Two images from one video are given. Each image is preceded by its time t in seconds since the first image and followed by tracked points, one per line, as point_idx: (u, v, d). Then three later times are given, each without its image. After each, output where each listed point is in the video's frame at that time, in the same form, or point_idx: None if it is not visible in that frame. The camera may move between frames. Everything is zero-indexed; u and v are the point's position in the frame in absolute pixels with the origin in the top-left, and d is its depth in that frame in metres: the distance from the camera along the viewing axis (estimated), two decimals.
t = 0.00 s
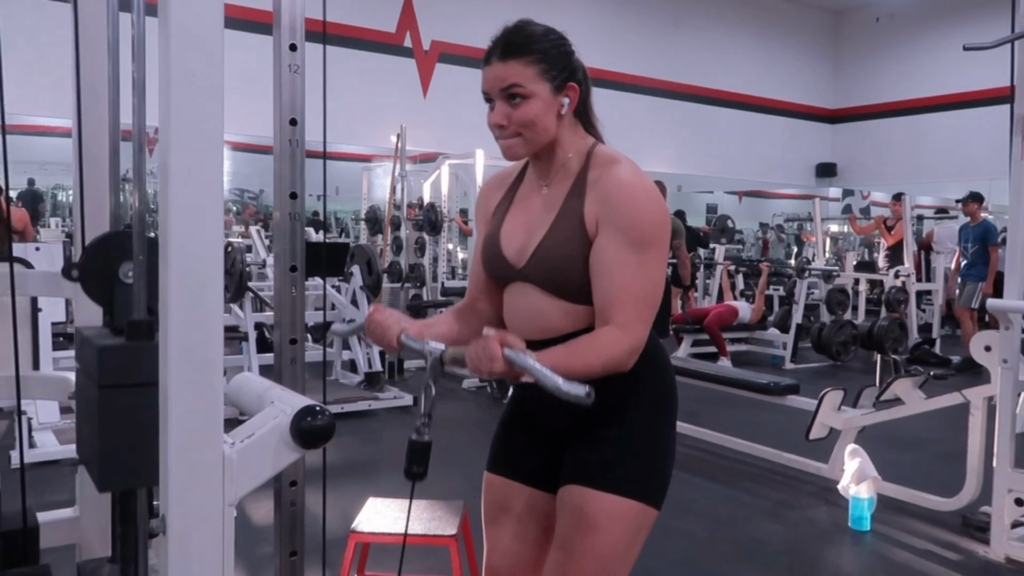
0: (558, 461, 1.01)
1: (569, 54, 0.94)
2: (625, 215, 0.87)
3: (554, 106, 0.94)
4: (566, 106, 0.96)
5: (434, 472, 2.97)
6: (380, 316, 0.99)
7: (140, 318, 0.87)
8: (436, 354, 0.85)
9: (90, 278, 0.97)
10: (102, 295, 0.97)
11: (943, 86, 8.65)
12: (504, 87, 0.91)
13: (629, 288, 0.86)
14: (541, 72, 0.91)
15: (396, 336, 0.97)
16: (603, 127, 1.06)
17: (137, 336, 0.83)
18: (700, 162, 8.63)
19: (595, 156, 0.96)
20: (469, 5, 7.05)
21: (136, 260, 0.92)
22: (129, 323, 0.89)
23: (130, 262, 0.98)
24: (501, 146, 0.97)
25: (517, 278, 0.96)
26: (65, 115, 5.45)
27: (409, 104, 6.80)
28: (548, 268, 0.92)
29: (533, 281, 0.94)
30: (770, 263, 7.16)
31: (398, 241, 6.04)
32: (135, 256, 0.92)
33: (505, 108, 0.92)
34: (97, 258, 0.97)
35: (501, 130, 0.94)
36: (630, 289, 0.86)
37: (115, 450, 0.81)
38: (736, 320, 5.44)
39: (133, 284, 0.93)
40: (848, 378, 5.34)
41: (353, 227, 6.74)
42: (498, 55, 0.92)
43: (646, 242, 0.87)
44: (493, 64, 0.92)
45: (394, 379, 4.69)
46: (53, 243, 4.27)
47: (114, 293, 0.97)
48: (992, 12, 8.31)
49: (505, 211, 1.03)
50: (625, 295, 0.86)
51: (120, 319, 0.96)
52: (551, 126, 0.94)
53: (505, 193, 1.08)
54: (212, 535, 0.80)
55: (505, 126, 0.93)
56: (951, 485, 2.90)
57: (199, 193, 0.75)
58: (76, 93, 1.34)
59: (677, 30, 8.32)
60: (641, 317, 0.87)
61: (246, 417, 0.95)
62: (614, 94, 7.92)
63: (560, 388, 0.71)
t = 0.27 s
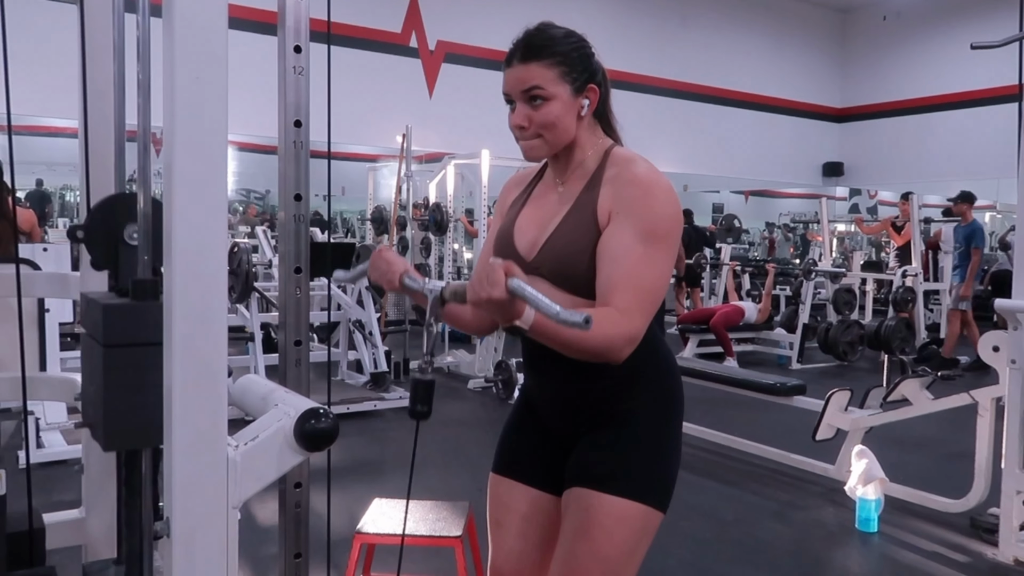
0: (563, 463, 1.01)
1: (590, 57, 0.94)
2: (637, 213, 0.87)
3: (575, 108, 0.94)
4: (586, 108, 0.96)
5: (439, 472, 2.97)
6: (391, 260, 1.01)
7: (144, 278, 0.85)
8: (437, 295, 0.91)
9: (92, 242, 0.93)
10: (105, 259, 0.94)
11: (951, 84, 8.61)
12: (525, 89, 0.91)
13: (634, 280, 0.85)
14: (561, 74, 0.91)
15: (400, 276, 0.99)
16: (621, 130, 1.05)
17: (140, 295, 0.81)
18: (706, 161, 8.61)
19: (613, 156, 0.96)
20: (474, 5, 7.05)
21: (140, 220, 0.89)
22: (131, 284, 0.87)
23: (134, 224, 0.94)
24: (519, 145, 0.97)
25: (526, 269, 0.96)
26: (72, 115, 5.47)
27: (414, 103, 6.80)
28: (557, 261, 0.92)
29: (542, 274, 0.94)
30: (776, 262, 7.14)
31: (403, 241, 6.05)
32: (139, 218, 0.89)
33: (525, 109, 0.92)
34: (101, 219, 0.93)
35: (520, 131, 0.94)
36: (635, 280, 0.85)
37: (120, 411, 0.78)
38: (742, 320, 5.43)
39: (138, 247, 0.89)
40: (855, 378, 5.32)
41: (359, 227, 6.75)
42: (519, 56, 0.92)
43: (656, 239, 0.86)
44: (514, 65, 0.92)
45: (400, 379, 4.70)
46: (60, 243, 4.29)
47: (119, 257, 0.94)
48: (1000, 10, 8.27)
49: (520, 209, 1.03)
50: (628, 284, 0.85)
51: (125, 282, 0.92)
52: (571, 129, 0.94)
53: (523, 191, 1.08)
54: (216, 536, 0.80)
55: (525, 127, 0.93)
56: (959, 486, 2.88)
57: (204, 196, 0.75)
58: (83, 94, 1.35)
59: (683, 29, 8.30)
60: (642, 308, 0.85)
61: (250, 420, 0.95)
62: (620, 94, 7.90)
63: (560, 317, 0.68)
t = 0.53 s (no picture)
0: (564, 464, 1.01)
1: (599, 57, 0.94)
2: (643, 208, 0.87)
3: (584, 108, 0.94)
4: (595, 108, 0.96)
5: (440, 473, 2.97)
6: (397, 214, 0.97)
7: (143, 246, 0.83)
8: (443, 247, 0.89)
9: (92, 208, 0.94)
10: (106, 228, 0.95)
11: (952, 86, 8.60)
12: (535, 89, 0.91)
13: (638, 267, 0.84)
14: (571, 75, 0.91)
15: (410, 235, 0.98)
16: (627, 130, 1.05)
17: (139, 264, 0.79)
18: (707, 162, 8.61)
19: (621, 154, 0.96)
20: (475, 6, 7.06)
21: (141, 188, 0.85)
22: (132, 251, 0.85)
23: (134, 194, 0.96)
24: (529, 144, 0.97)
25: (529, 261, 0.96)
26: (73, 116, 5.48)
27: (415, 104, 6.81)
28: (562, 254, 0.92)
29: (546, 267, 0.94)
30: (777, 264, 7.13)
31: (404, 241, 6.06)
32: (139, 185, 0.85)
33: (535, 109, 0.92)
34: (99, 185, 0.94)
35: (530, 131, 0.94)
36: (639, 269, 0.84)
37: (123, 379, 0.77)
38: (743, 321, 5.43)
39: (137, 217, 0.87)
40: (855, 379, 5.32)
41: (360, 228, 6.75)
42: (528, 57, 0.92)
43: (661, 232, 0.86)
44: (523, 66, 0.92)
45: (401, 380, 4.70)
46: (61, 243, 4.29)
47: (119, 226, 0.95)
48: (1002, 11, 8.26)
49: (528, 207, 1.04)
50: (631, 272, 0.84)
51: (124, 250, 0.93)
52: (580, 128, 0.94)
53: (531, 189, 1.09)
54: (216, 536, 0.80)
55: (534, 128, 0.93)
56: (959, 487, 2.88)
57: (203, 194, 0.75)
58: (83, 93, 1.34)
59: (684, 30, 8.31)
60: (645, 296, 0.84)
61: (250, 420, 0.95)
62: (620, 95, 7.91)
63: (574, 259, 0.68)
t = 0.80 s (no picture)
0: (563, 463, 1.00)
1: (606, 55, 0.94)
2: (647, 201, 0.87)
3: (590, 106, 0.94)
4: (601, 107, 0.95)
5: (441, 472, 2.97)
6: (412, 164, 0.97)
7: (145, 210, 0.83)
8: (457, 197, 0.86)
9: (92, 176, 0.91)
10: (105, 193, 0.91)
11: (954, 85, 8.59)
12: (540, 89, 0.91)
13: (638, 255, 0.84)
14: (576, 74, 0.91)
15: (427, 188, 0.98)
16: (632, 128, 1.05)
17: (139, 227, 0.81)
18: (708, 161, 8.60)
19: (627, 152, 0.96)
20: (477, 5, 7.05)
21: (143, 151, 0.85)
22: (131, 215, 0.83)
23: (135, 158, 0.92)
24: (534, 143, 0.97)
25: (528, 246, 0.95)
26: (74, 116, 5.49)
27: (417, 103, 6.81)
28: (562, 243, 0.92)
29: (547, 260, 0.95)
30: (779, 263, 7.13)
31: (406, 240, 6.06)
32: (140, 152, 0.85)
33: (540, 109, 0.92)
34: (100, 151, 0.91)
35: (535, 130, 0.93)
36: (638, 257, 0.84)
37: (120, 342, 0.76)
38: (744, 320, 5.42)
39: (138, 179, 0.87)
40: (857, 378, 5.32)
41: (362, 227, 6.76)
42: (533, 56, 0.91)
43: (662, 226, 0.86)
44: (528, 66, 0.92)
45: (402, 379, 4.70)
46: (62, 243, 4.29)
47: (119, 191, 0.91)
48: (1004, 10, 8.25)
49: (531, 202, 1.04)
50: (631, 258, 0.83)
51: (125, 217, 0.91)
52: (586, 127, 0.94)
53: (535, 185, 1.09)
54: (216, 536, 0.79)
55: (539, 127, 0.93)
56: (961, 487, 2.87)
57: (203, 191, 0.74)
58: (84, 91, 1.34)
59: (686, 29, 8.30)
60: (641, 285, 0.84)
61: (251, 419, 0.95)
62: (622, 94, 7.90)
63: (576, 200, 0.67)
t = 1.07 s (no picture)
0: (560, 461, 1.00)
1: (604, 53, 0.94)
2: (645, 196, 0.88)
3: (587, 104, 0.94)
4: (598, 105, 0.95)
5: (441, 471, 2.97)
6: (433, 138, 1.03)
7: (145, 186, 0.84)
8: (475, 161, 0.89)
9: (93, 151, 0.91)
10: (106, 167, 0.91)
11: (955, 83, 8.58)
12: (538, 86, 0.91)
13: (635, 246, 0.84)
14: (574, 72, 0.91)
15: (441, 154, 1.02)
16: (628, 125, 1.05)
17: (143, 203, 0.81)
18: (709, 159, 8.60)
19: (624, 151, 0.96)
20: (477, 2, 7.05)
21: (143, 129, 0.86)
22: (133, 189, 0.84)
23: (135, 133, 0.92)
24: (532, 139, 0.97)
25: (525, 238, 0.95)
26: (75, 114, 5.48)
27: (417, 102, 6.81)
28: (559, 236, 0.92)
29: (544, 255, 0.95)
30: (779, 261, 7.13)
31: (406, 239, 6.06)
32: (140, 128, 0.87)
33: (538, 106, 0.92)
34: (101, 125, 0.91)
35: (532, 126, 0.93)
36: (636, 249, 0.84)
37: (120, 309, 0.78)
38: (745, 318, 5.42)
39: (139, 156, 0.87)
40: (857, 377, 5.32)
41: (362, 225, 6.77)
42: (531, 54, 0.92)
43: (660, 220, 0.87)
44: (526, 63, 0.92)
45: (402, 377, 4.70)
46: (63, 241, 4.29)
47: (119, 165, 0.92)
48: (1006, 8, 8.24)
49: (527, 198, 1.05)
50: (629, 248, 0.83)
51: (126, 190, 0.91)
52: (583, 123, 0.94)
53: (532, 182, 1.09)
54: (216, 532, 0.79)
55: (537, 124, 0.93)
56: (962, 485, 2.87)
57: (203, 185, 0.74)
58: (84, 89, 1.34)
59: (686, 27, 8.29)
60: (639, 275, 0.84)
61: (251, 416, 0.95)
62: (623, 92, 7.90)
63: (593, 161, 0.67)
